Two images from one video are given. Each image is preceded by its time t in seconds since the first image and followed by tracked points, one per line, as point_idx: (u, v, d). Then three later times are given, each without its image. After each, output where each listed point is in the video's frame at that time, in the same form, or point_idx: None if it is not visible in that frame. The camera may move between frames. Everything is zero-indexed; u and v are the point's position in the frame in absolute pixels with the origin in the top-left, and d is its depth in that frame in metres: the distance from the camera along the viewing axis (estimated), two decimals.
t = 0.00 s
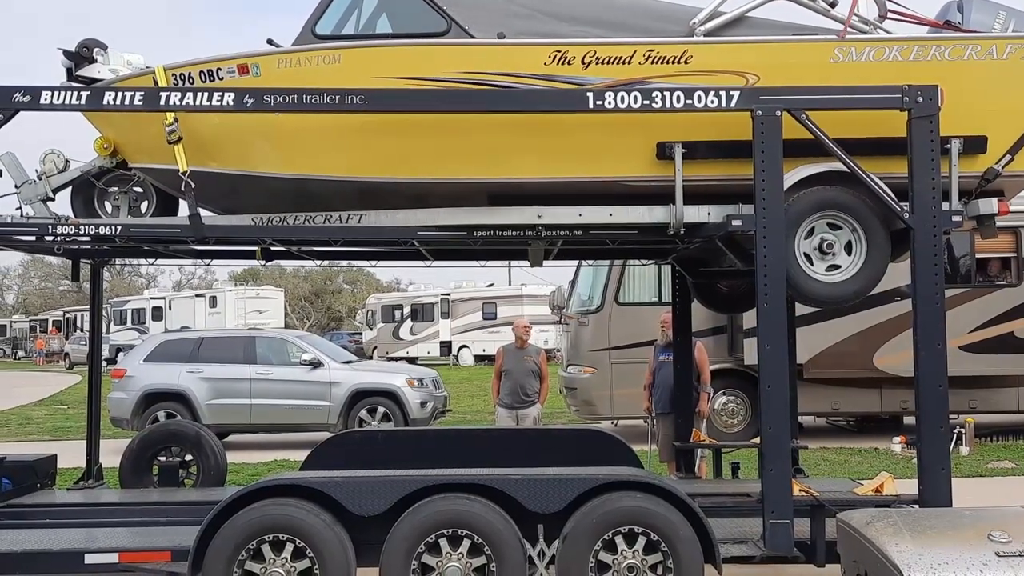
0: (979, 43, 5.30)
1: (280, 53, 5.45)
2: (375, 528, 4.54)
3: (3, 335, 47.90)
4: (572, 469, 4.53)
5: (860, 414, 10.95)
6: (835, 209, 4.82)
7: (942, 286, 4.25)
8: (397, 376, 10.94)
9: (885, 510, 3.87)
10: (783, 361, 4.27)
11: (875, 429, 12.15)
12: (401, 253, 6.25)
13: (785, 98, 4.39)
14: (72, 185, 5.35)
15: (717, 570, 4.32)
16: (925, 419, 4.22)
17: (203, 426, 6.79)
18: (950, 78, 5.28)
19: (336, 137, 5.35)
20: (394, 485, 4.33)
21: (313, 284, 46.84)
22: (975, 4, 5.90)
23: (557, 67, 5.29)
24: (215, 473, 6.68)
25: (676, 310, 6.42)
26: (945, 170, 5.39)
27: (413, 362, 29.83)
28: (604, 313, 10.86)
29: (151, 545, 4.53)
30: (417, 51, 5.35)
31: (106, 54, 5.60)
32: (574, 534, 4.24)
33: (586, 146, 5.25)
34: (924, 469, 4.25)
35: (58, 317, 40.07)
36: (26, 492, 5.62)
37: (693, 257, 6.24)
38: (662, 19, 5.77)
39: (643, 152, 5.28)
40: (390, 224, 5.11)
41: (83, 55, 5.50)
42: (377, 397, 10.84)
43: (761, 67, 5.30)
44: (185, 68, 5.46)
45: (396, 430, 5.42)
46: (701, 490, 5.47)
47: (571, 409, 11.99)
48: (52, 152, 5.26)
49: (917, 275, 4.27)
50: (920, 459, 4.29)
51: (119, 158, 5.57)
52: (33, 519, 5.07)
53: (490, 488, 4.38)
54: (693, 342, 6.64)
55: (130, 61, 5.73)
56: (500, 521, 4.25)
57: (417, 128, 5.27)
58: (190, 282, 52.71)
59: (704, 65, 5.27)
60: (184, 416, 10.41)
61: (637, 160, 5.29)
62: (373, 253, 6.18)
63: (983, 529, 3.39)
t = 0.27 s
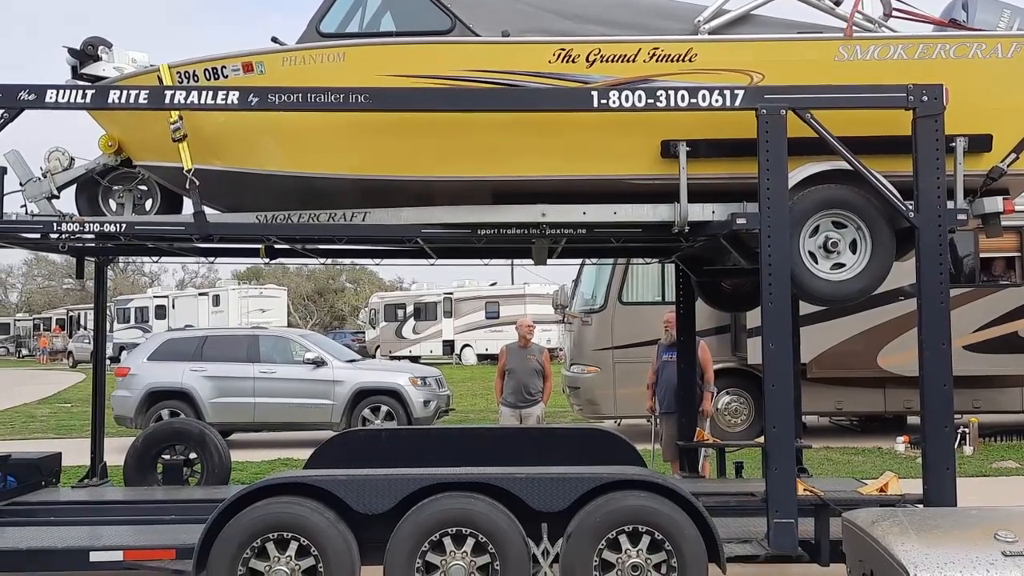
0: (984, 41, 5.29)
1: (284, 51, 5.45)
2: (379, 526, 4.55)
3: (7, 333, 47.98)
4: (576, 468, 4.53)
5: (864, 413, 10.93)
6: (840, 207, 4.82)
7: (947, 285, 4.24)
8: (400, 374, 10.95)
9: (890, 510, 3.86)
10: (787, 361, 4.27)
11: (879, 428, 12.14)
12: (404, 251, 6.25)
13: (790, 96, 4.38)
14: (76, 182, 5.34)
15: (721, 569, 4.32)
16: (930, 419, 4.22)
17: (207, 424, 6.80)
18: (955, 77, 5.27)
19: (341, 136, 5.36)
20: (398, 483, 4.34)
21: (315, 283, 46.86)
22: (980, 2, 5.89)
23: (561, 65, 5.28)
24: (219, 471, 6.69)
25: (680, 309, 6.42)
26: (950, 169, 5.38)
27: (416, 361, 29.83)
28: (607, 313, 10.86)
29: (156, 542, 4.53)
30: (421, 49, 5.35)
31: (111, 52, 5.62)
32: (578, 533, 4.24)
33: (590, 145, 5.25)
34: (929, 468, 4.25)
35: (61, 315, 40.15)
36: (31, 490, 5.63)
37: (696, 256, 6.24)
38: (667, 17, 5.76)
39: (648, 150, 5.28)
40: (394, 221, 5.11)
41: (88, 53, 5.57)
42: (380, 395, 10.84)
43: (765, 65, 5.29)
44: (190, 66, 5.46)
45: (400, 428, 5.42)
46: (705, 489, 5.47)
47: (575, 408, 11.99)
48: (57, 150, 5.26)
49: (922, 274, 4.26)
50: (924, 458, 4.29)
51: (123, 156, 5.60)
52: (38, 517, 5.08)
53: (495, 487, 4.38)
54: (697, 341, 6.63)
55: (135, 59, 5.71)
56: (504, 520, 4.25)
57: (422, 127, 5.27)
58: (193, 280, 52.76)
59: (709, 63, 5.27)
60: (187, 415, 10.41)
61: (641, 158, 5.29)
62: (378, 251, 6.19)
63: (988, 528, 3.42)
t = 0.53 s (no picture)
0: (989, 41, 5.28)
1: (288, 49, 5.45)
2: (381, 525, 4.56)
3: (10, 331, 48.06)
4: (579, 467, 4.53)
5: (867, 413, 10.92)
6: (844, 206, 4.81)
7: (951, 286, 4.23)
8: (403, 373, 10.95)
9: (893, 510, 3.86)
10: (790, 361, 4.26)
11: (882, 429, 12.13)
12: (407, 250, 6.25)
13: (794, 96, 4.38)
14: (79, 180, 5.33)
15: (724, 569, 4.31)
16: (933, 420, 4.21)
17: (210, 423, 6.81)
18: (959, 76, 5.27)
19: (344, 134, 5.36)
20: (401, 483, 4.34)
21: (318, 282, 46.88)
22: (985, 2, 5.88)
23: (565, 64, 5.28)
24: (221, 470, 6.70)
25: (683, 309, 6.42)
26: (954, 168, 5.37)
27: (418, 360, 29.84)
28: (610, 312, 10.85)
29: (159, 541, 4.54)
30: (425, 48, 5.35)
31: (116, 50, 5.63)
32: (581, 533, 4.24)
33: (594, 144, 5.25)
34: (932, 469, 4.24)
35: (64, 313, 40.27)
36: (34, 488, 5.64)
37: (699, 255, 6.24)
38: (671, 16, 5.75)
39: (651, 149, 5.27)
40: (398, 220, 5.11)
41: (93, 51, 5.59)
42: (383, 394, 10.85)
43: (769, 64, 5.29)
44: (194, 65, 5.47)
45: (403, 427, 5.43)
46: (707, 489, 5.47)
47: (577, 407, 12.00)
48: (61, 147, 5.26)
49: (926, 274, 4.25)
50: (927, 459, 4.28)
51: (127, 153, 5.58)
52: (41, 515, 5.09)
53: (498, 486, 4.38)
54: (699, 341, 6.63)
55: (139, 57, 5.72)
56: (506, 519, 4.25)
57: (425, 125, 5.27)
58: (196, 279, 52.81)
59: (713, 62, 5.27)
60: (190, 413, 10.42)
61: (645, 157, 5.28)
62: (381, 250, 6.20)
63: (991, 528, 3.42)
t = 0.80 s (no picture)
0: (990, 40, 5.28)
1: (289, 47, 5.46)
2: (382, 523, 4.57)
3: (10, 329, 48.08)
4: (578, 466, 4.54)
5: (867, 413, 10.92)
6: (844, 205, 4.81)
7: (951, 286, 4.23)
8: (403, 372, 10.96)
9: (893, 510, 3.86)
10: (790, 361, 4.27)
11: (882, 428, 12.13)
12: (408, 248, 6.26)
13: (795, 96, 4.38)
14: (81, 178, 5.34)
15: (723, 568, 4.32)
16: (933, 420, 4.22)
17: (210, 422, 6.82)
18: (960, 75, 5.27)
19: (345, 132, 5.36)
20: (401, 481, 4.34)
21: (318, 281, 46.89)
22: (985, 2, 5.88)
23: (566, 62, 5.28)
24: (222, 468, 6.72)
25: (684, 308, 6.43)
26: (954, 167, 5.38)
27: (418, 359, 29.85)
28: (610, 311, 10.86)
29: (159, 539, 4.55)
30: (426, 46, 5.35)
31: (117, 48, 5.64)
32: (581, 532, 4.24)
33: (595, 142, 5.25)
34: (932, 469, 4.25)
35: (65, 311, 40.34)
36: (34, 486, 5.65)
37: (700, 255, 6.24)
38: (672, 14, 5.75)
39: (652, 148, 5.27)
40: (399, 218, 5.11)
41: (94, 49, 5.59)
42: (383, 393, 10.87)
43: (770, 62, 5.29)
44: (195, 62, 5.47)
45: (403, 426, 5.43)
46: (707, 488, 5.48)
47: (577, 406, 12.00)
48: (62, 145, 5.27)
49: (926, 274, 4.25)
50: (927, 459, 4.29)
51: (128, 151, 5.58)
52: (42, 513, 5.10)
53: (498, 486, 4.39)
54: (699, 340, 6.63)
55: (140, 55, 5.72)
56: (506, 518, 4.25)
57: (426, 124, 5.27)
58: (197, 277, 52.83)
59: (714, 61, 5.27)
60: (190, 412, 10.43)
61: (646, 156, 5.28)
62: (381, 248, 6.21)
63: (989, 528, 3.48)
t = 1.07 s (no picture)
0: (989, 38, 5.28)
1: (289, 45, 5.46)
2: (380, 521, 4.57)
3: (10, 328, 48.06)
4: (578, 465, 4.54)
5: (866, 412, 10.92)
6: (843, 204, 4.81)
7: (950, 285, 4.24)
8: (402, 371, 10.96)
9: (891, 509, 3.86)
10: (789, 359, 4.27)
11: (881, 428, 12.14)
12: (407, 246, 6.25)
13: (794, 95, 4.38)
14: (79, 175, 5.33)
15: (722, 567, 4.32)
16: (932, 418, 4.22)
17: (209, 420, 6.82)
18: (960, 74, 5.27)
19: (345, 131, 5.36)
20: (400, 480, 4.34)
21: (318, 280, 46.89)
22: None
23: (565, 60, 5.28)
24: (221, 466, 6.71)
25: (683, 307, 6.43)
26: (953, 166, 5.38)
27: (418, 358, 29.87)
28: (609, 310, 10.87)
29: (157, 537, 4.55)
30: (425, 44, 5.35)
31: (116, 45, 5.65)
32: (580, 530, 4.25)
33: (593, 140, 5.25)
34: (931, 468, 4.25)
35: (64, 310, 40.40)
36: (33, 484, 5.65)
37: (699, 253, 6.24)
38: (672, 13, 5.75)
39: (651, 146, 5.27)
40: (398, 215, 5.11)
41: (93, 47, 5.59)
42: (382, 392, 10.87)
43: (770, 61, 5.29)
44: (194, 60, 5.46)
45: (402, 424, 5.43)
46: (706, 487, 5.48)
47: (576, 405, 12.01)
48: (60, 143, 5.28)
49: (925, 273, 4.26)
50: (926, 458, 4.29)
51: (127, 149, 5.58)
52: (40, 511, 5.09)
53: (497, 484, 4.38)
54: (699, 339, 6.63)
55: (139, 52, 5.72)
56: (506, 516, 4.26)
57: (425, 122, 5.28)
58: (196, 276, 52.86)
59: (713, 59, 5.26)
60: (189, 410, 10.43)
61: (645, 154, 5.28)
62: (381, 246, 6.22)
63: (988, 527, 3.50)
